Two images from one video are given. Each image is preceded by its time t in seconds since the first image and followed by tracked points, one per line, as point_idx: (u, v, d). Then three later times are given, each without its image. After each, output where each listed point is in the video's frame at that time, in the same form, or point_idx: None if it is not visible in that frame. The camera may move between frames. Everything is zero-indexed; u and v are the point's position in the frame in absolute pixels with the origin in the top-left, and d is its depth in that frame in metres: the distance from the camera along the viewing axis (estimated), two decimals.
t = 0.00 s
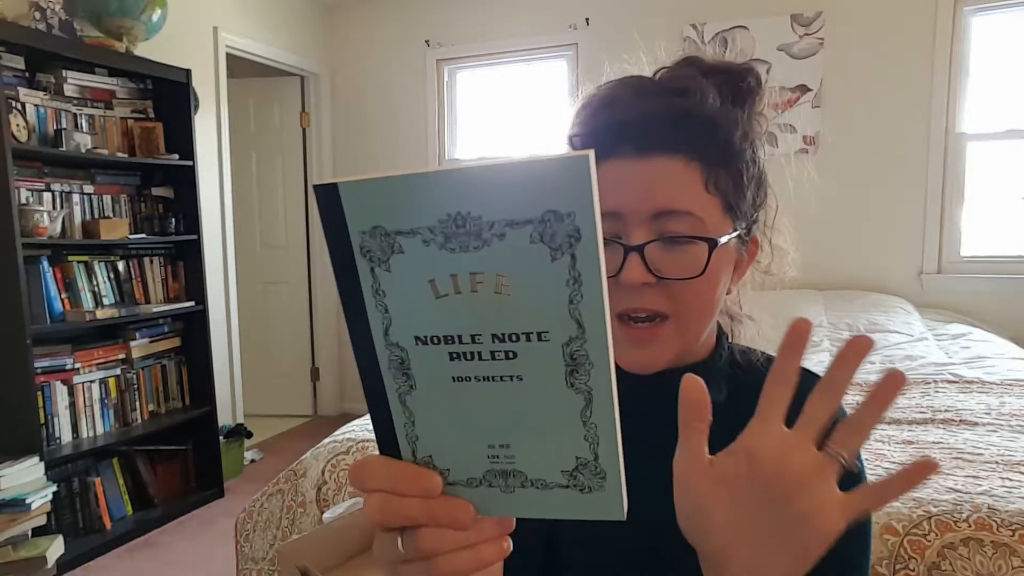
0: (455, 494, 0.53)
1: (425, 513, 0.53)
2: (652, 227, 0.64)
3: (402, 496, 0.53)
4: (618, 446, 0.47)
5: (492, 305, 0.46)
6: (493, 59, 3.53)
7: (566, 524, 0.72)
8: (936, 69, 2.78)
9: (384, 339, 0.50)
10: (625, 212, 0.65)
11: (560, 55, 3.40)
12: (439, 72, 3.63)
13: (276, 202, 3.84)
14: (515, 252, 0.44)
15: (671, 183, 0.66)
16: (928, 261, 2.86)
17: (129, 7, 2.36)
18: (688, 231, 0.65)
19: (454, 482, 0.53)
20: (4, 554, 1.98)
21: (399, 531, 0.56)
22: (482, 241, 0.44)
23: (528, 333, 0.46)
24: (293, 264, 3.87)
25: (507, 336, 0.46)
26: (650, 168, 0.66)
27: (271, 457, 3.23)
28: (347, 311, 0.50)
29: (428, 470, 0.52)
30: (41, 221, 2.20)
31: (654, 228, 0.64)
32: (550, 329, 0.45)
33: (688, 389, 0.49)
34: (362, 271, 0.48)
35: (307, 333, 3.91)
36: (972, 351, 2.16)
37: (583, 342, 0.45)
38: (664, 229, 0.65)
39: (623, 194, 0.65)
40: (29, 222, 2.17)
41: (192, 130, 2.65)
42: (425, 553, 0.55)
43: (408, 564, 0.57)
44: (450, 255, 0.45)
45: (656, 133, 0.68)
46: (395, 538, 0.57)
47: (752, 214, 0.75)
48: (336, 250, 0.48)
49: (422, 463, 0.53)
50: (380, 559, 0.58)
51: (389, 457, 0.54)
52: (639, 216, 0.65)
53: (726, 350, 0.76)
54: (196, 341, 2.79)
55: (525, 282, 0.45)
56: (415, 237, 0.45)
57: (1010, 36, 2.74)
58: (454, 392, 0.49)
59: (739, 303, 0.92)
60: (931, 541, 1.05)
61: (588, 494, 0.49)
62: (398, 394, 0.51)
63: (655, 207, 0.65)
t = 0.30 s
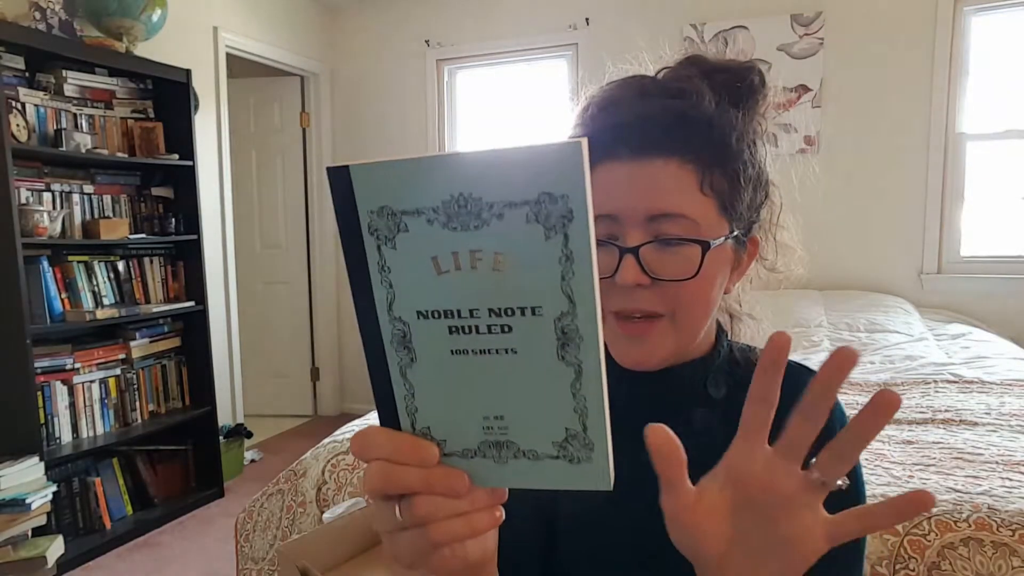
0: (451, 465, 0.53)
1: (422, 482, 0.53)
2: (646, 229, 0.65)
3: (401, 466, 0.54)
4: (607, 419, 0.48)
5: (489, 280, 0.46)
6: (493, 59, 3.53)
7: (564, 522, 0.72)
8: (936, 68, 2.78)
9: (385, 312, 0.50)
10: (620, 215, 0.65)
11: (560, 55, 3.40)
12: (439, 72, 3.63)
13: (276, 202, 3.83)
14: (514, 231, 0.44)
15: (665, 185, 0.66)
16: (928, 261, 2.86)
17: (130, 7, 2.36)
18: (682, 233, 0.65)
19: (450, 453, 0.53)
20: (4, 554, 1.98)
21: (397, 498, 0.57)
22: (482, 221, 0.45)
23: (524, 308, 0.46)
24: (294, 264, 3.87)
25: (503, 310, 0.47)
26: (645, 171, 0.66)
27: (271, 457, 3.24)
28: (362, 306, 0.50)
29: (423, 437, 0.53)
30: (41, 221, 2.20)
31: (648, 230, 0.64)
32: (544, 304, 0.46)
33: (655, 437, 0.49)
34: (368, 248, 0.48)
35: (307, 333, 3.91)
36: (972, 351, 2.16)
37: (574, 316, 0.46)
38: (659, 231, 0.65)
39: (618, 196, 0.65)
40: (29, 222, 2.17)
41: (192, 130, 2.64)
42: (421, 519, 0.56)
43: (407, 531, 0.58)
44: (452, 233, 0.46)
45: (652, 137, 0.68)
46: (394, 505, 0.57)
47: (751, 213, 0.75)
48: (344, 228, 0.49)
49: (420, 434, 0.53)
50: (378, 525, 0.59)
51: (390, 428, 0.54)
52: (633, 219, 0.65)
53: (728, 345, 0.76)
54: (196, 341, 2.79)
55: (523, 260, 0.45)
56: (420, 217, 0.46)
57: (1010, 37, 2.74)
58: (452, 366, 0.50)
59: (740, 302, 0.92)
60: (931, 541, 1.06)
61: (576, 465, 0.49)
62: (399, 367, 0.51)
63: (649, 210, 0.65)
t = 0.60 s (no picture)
0: (451, 465, 0.53)
1: (424, 483, 0.53)
2: (643, 232, 0.65)
3: (402, 468, 0.53)
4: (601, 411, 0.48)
5: (481, 280, 0.47)
6: (493, 59, 3.53)
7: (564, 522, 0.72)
8: (936, 69, 2.78)
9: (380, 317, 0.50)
10: (617, 218, 0.66)
11: (560, 55, 3.40)
12: (439, 72, 3.63)
13: (276, 202, 3.83)
14: (503, 231, 0.45)
15: (660, 189, 0.66)
16: (928, 261, 2.86)
17: (130, 7, 2.36)
18: (678, 235, 0.66)
19: (449, 453, 0.53)
20: (4, 554, 1.98)
21: (398, 499, 0.57)
22: (473, 223, 0.45)
23: (515, 305, 0.46)
24: (294, 264, 3.86)
25: (495, 308, 0.47)
26: (642, 175, 0.66)
27: (271, 457, 3.23)
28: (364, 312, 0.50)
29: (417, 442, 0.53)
30: (41, 221, 2.20)
31: (645, 231, 0.65)
32: (534, 300, 0.46)
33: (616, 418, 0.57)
34: (362, 256, 0.49)
35: (307, 333, 3.91)
36: (972, 351, 2.16)
37: (565, 310, 0.46)
38: (655, 234, 0.65)
39: (615, 200, 0.66)
40: (29, 222, 2.17)
41: (193, 130, 2.65)
42: (425, 519, 0.56)
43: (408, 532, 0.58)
44: (442, 237, 0.46)
45: (650, 138, 0.68)
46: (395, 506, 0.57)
47: (748, 212, 0.76)
48: (338, 239, 0.49)
49: (419, 436, 0.53)
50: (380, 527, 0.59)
51: (388, 431, 0.54)
52: (630, 221, 0.65)
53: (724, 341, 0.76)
54: (196, 341, 2.79)
55: (513, 258, 0.45)
56: (411, 222, 0.46)
57: (1010, 37, 2.74)
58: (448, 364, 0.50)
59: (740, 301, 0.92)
60: (931, 541, 1.06)
61: (573, 458, 0.49)
62: (396, 369, 0.51)
63: (645, 212, 0.65)
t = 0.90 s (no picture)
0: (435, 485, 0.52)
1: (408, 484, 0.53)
2: (643, 230, 0.65)
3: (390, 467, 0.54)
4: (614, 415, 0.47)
5: (490, 293, 0.45)
6: (493, 59, 3.53)
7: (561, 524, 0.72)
8: (936, 68, 2.78)
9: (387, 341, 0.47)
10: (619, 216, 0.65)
11: (560, 55, 3.40)
12: (439, 73, 3.63)
13: (276, 202, 3.83)
14: (514, 243, 0.44)
15: (660, 188, 0.65)
16: (928, 261, 2.86)
17: (130, 7, 2.36)
18: (678, 232, 0.66)
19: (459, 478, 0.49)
20: (4, 554, 1.98)
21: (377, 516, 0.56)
22: (484, 238, 0.44)
23: (524, 316, 0.46)
24: (294, 264, 3.87)
25: (505, 321, 0.46)
26: (642, 174, 0.66)
27: (271, 457, 3.23)
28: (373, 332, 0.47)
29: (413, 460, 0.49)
30: (41, 221, 2.20)
31: (645, 230, 0.65)
32: (543, 309, 0.45)
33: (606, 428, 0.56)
34: (370, 274, 0.46)
35: (307, 333, 3.92)
36: (972, 351, 2.16)
37: (571, 318, 0.45)
38: (656, 232, 0.65)
39: (615, 200, 0.65)
40: (29, 222, 2.17)
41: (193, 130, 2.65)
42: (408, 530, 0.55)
43: (397, 535, 0.58)
44: (454, 252, 0.44)
45: (650, 136, 0.68)
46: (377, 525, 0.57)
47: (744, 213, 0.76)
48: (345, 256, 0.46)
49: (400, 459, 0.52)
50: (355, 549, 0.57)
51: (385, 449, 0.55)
52: (630, 221, 0.65)
53: (718, 341, 0.76)
54: (196, 341, 2.79)
55: (524, 269, 0.45)
56: (423, 238, 0.44)
57: (1009, 37, 2.74)
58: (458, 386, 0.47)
59: (737, 302, 0.92)
60: (931, 541, 1.06)
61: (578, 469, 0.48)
62: (406, 394, 0.48)
63: (645, 211, 0.65)
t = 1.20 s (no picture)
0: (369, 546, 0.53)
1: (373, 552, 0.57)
2: (624, 232, 0.66)
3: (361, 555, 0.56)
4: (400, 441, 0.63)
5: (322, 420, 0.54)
6: (493, 59, 3.53)
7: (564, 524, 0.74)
8: (936, 68, 2.78)
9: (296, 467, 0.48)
10: (601, 219, 0.67)
11: (560, 55, 3.40)
12: (439, 73, 3.63)
13: (276, 202, 3.83)
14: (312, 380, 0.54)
15: (641, 193, 0.66)
16: (928, 261, 2.86)
17: (130, 7, 2.36)
18: (658, 235, 0.66)
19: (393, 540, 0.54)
20: (4, 554, 1.98)
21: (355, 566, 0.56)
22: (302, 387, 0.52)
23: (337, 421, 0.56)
24: (294, 264, 3.86)
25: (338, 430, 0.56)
26: (622, 179, 0.67)
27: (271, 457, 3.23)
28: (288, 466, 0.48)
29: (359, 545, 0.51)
30: (41, 221, 2.20)
31: (626, 233, 0.66)
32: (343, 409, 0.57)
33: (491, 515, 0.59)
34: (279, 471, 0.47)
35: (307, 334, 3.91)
36: (972, 351, 2.16)
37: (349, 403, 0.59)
38: (637, 234, 0.66)
39: (598, 204, 0.67)
40: (29, 222, 2.17)
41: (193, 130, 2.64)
42: None
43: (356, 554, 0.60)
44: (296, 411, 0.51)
45: (636, 139, 0.69)
46: None
47: (744, 214, 0.74)
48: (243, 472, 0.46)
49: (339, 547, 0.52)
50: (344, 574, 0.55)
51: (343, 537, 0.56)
52: (612, 224, 0.67)
53: (723, 344, 0.75)
54: (196, 341, 2.79)
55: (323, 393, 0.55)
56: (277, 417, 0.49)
57: (1009, 37, 2.74)
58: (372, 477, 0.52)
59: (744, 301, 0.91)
60: (931, 541, 1.06)
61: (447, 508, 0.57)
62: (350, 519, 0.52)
63: (625, 214, 0.66)
